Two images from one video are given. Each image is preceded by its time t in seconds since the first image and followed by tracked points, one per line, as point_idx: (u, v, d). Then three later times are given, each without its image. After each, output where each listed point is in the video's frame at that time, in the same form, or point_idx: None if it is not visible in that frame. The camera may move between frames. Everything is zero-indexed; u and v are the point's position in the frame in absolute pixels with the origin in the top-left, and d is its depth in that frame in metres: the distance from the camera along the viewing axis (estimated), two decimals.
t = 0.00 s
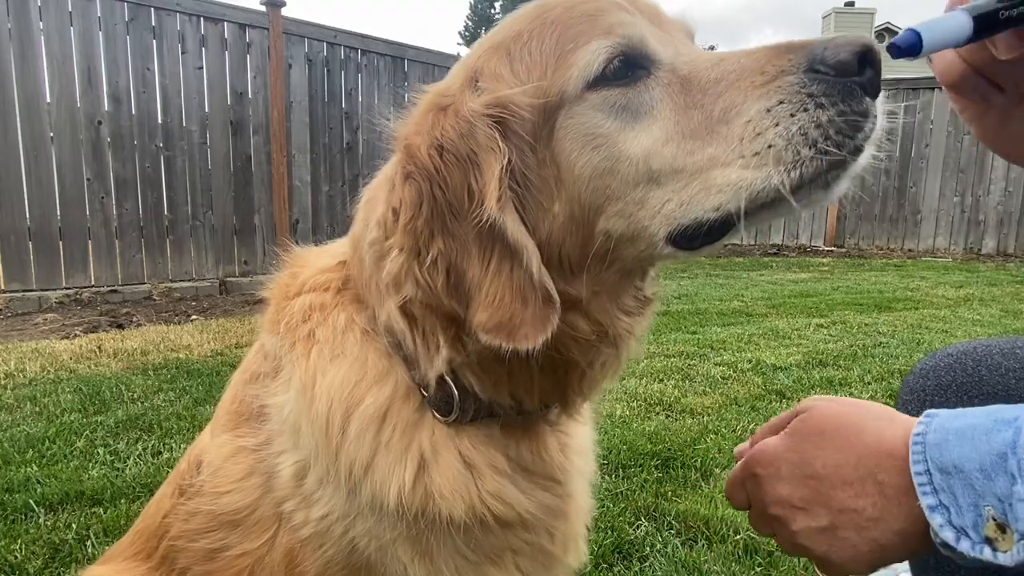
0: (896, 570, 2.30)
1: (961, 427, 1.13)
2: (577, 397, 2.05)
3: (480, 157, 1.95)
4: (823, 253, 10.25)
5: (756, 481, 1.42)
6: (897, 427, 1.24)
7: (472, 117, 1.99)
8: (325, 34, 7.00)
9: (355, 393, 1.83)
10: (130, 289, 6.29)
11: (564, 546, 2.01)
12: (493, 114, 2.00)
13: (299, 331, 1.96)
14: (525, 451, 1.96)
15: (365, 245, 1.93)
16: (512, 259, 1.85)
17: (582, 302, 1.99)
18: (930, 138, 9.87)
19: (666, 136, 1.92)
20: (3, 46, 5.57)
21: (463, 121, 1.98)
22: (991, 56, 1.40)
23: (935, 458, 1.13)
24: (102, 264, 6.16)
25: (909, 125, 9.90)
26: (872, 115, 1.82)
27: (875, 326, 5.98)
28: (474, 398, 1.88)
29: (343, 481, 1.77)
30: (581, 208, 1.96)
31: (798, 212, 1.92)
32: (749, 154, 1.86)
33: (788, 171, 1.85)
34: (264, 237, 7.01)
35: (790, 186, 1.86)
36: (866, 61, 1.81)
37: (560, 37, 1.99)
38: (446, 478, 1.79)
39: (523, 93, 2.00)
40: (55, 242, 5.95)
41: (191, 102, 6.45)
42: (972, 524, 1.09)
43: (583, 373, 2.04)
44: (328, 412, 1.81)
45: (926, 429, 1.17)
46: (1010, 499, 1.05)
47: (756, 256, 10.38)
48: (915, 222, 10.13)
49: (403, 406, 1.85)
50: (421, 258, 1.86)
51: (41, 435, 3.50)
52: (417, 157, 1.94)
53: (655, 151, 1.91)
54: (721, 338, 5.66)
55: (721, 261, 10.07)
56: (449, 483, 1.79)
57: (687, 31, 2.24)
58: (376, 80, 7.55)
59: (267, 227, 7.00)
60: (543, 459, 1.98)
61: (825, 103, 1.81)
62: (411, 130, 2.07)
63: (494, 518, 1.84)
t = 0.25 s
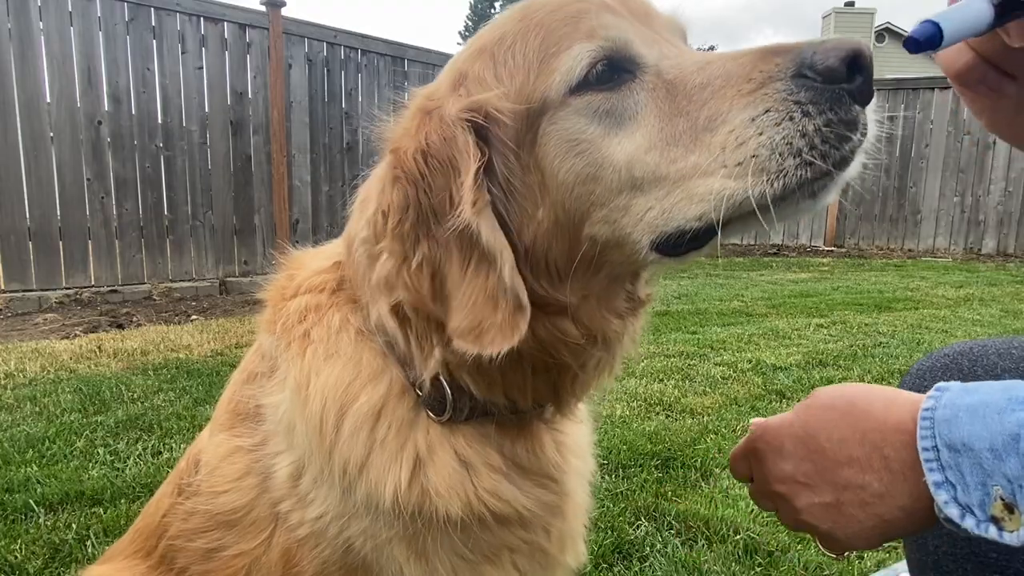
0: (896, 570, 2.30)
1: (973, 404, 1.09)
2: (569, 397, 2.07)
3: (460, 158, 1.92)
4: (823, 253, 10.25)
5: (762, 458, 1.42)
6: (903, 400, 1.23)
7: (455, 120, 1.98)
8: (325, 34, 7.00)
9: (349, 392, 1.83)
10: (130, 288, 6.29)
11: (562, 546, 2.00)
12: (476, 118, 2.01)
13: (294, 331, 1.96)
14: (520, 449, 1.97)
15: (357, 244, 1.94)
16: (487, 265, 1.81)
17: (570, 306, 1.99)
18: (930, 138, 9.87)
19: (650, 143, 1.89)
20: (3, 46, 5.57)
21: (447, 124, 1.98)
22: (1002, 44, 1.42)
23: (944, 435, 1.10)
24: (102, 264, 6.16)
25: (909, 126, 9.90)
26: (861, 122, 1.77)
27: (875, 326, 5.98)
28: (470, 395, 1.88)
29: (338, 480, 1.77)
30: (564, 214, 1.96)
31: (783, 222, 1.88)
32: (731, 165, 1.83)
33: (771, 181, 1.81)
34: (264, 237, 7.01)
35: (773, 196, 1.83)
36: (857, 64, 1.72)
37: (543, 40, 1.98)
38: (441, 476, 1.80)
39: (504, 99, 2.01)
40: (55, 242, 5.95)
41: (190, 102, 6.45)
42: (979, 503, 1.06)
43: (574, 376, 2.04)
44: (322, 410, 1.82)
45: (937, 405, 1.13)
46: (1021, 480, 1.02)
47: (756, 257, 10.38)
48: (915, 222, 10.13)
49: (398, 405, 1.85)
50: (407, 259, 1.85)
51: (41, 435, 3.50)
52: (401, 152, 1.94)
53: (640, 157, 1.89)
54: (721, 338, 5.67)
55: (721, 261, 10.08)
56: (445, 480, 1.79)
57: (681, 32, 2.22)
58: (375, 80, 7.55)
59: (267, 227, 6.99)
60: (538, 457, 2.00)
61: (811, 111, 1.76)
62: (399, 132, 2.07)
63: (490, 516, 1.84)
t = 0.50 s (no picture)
0: (896, 570, 2.30)
1: (987, 389, 1.10)
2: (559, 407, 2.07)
3: (450, 166, 1.93)
4: (823, 253, 10.24)
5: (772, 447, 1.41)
6: (916, 387, 1.23)
7: (444, 129, 1.99)
8: (325, 34, 7.00)
9: (344, 388, 1.84)
10: (130, 288, 6.29)
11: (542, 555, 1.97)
12: (463, 127, 2.02)
13: (297, 326, 1.97)
14: (509, 455, 1.95)
15: (354, 243, 1.96)
16: (476, 273, 1.83)
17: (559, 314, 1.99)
18: (930, 138, 9.88)
19: (637, 157, 1.88)
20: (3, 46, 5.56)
21: (437, 132, 1.98)
22: None
23: (955, 420, 1.10)
24: (102, 264, 6.16)
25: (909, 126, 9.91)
26: (850, 150, 1.76)
27: (875, 326, 5.98)
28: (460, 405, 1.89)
29: (326, 474, 1.77)
30: (551, 226, 1.95)
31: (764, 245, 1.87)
32: (715, 188, 1.82)
33: (755, 208, 1.81)
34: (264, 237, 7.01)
35: (756, 223, 1.82)
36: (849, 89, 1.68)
37: (533, 48, 1.96)
38: (428, 478, 1.78)
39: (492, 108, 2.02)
40: (55, 242, 5.95)
41: (191, 102, 6.45)
42: (988, 488, 1.07)
43: (564, 384, 2.04)
44: (317, 406, 1.83)
45: (949, 388, 1.13)
46: None
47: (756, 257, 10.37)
48: (914, 222, 10.13)
49: (391, 404, 1.85)
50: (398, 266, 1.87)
51: (41, 435, 3.49)
52: (396, 156, 1.97)
53: (626, 172, 1.88)
54: (721, 338, 5.67)
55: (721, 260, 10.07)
56: (431, 482, 1.77)
57: (682, 40, 2.20)
58: (375, 80, 7.54)
59: (267, 227, 6.99)
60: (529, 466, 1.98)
61: (797, 139, 1.75)
62: (393, 135, 2.09)
63: (473, 521, 1.82)
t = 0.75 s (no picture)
0: (896, 570, 2.29)
1: (987, 383, 1.11)
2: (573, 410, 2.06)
3: (446, 156, 1.91)
4: (823, 254, 10.23)
5: (770, 448, 1.40)
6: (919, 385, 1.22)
7: (434, 121, 1.96)
8: (325, 34, 7.00)
9: (356, 378, 1.84)
10: (130, 289, 6.29)
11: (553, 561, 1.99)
12: (452, 118, 1.99)
13: (307, 320, 1.99)
14: (517, 463, 1.93)
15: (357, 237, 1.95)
16: (480, 270, 1.82)
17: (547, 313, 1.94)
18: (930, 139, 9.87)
19: (631, 151, 1.84)
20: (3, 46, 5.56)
21: (432, 121, 1.96)
22: None
23: (956, 415, 1.11)
24: (102, 264, 6.16)
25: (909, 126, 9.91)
26: (850, 150, 1.67)
27: (875, 326, 5.98)
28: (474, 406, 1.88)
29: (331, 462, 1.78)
30: (544, 222, 1.91)
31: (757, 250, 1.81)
32: (708, 187, 1.76)
33: (748, 210, 1.74)
34: (264, 237, 7.01)
35: (748, 226, 1.76)
36: (851, 82, 1.58)
37: (530, 34, 1.94)
38: (442, 479, 1.77)
39: (485, 98, 1.99)
40: (55, 242, 5.95)
41: (191, 102, 6.45)
42: (988, 482, 1.09)
43: (569, 390, 2.01)
44: (327, 397, 1.83)
45: (948, 381, 1.14)
46: None
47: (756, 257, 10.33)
48: (915, 222, 10.12)
49: (402, 402, 1.84)
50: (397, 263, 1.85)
51: (41, 435, 3.49)
52: (389, 147, 1.95)
53: (619, 166, 1.85)
54: (721, 338, 5.67)
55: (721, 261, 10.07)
56: (446, 484, 1.77)
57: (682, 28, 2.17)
58: (375, 80, 7.54)
59: (267, 227, 6.99)
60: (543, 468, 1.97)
61: (791, 138, 1.68)
62: (387, 125, 2.07)
63: (483, 527, 1.81)
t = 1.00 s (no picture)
0: (896, 570, 2.29)
1: (959, 400, 1.14)
2: (556, 392, 2.01)
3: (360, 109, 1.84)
4: (823, 253, 10.22)
5: (743, 485, 1.41)
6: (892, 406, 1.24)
7: (354, 69, 1.89)
8: (324, 34, 7.00)
9: (301, 393, 1.83)
10: (130, 289, 6.28)
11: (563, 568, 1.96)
12: (375, 64, 1.91)
13: (255, 332, 1.99)
14: (494, 462, 1.88)
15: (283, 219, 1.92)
16: (389, 222, 1.73)
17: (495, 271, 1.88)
18: (930, 138, 9.87)
19: (564, 83, 1.80)
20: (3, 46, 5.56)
21: (345, 73, 1.89)
22: None
23: (933, 436, 1.14)
24: (102, 264, 6.16)
25: (909, 125, 9.90)
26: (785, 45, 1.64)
27: (875, 326, 5.98)
28: (431, 399, 1.84)
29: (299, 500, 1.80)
30: (482, 166, 1.84)
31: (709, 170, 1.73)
32: (649, 92, 1.71)
33: (693, 109, 1.67)
34: (264, 238, 7.00)
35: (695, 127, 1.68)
36: None
37: None
38: (399, 501, 1.75)
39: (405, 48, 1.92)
40: (55, 242, 5.95)
41: (191, 102, 6.45)
42: (975, 503, 1.14)
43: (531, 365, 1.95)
44: (274, 415, 1.84)
45: (919, 400, 1.17)
46: (1017, 486, 1.08)
47: (756, 256, 10.28)
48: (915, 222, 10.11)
49: (352, 410, 1.83)
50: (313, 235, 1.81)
51: (41, 434, 3.49)
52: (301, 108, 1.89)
53: (556, 99, 1.80)
54: (721, 338, 5.67)
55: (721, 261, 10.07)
56: (402, 506, 1.75)
57: None
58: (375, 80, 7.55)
59: (266, 227, 6.99)
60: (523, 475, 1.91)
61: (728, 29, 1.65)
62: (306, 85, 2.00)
63: (457, 549, 1.77)
